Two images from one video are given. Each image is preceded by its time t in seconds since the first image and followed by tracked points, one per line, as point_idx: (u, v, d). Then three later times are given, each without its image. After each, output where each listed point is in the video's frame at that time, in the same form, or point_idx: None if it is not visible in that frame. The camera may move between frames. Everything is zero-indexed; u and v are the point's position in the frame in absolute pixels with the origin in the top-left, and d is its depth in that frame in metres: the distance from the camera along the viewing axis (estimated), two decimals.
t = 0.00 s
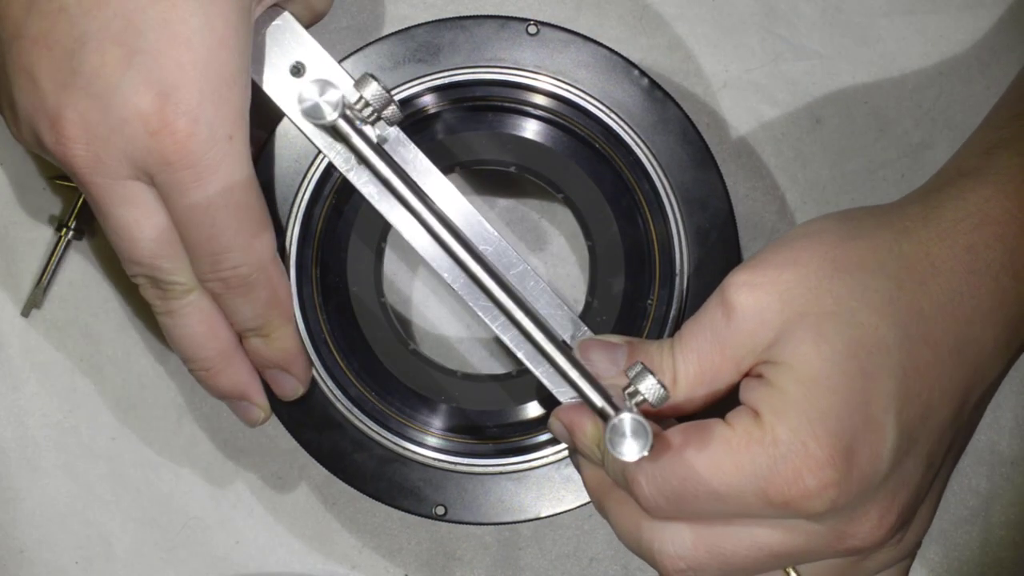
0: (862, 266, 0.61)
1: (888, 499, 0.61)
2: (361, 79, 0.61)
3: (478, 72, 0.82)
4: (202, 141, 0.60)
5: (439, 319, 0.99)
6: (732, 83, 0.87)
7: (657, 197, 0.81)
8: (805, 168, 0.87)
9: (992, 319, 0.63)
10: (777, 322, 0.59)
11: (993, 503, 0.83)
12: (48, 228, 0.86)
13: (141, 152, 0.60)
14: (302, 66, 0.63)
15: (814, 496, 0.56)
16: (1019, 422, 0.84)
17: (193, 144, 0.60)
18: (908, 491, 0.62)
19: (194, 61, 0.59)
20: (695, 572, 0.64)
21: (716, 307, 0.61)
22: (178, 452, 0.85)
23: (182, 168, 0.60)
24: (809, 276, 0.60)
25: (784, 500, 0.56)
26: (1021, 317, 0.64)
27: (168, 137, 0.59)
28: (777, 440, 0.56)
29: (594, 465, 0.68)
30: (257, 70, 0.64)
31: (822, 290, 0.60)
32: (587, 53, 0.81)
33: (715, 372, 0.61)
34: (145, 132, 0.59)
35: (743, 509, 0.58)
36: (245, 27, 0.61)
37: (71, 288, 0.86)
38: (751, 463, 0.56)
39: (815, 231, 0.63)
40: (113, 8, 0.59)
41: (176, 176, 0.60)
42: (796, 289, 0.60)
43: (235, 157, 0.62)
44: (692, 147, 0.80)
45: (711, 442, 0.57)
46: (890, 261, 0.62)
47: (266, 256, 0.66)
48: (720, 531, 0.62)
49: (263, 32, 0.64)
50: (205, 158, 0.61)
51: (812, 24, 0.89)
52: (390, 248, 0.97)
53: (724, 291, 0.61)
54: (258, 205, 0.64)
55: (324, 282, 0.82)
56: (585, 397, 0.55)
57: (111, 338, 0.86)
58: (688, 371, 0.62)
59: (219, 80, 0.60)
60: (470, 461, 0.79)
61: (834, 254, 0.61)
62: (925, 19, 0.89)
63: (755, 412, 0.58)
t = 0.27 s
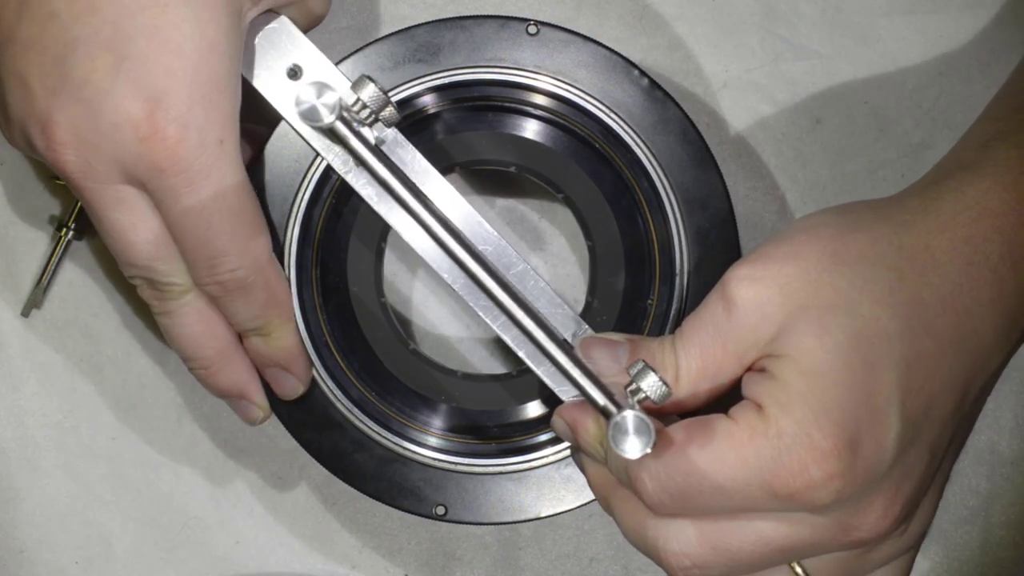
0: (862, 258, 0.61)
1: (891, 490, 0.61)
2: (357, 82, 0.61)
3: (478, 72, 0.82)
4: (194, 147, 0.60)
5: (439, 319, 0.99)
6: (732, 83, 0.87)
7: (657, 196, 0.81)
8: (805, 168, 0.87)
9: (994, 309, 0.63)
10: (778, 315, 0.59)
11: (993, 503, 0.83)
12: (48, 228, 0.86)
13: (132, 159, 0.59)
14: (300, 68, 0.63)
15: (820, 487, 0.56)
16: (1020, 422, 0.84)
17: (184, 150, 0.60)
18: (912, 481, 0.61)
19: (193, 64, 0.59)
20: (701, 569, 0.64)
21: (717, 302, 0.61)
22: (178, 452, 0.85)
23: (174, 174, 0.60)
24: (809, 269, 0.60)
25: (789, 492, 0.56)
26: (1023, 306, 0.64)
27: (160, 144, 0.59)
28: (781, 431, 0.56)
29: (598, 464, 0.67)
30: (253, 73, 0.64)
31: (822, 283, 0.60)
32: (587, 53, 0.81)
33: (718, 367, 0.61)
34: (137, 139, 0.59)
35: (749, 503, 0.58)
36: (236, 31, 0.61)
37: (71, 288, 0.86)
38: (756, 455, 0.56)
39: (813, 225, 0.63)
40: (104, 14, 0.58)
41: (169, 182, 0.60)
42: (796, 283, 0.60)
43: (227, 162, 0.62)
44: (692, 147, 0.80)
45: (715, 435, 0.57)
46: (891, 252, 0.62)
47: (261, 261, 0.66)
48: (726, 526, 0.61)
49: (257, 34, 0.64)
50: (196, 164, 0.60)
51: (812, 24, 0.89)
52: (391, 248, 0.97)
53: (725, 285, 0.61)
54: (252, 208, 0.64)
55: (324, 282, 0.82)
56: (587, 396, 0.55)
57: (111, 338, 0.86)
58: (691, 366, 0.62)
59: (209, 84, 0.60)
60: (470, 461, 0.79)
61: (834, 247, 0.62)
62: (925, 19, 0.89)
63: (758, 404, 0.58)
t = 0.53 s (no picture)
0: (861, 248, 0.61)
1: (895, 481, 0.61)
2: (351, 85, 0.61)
3: (478, 72, 0.82)
4: (186, 154, 0.59)
5: (439, 319, 0.99)
6: (732, 83, 0.87)
7: (656, 196, 0.81)
8: (805, 168, 0.87)
9: (996, 294, 0.63)
10: (778, 308, 0.59)
11: (993, 503, 0.83)
12: (48, 228, 0.86)
13: (123, 167, 0.58)
14: (294, 75, 0.62)
15: (824, 480, 0.57)
16: (1020, 422, 0.84)
17: (176, 157, 0.59)
18: (916, 471, 0.62)
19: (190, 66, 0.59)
20: (709, 565, 0.64)
21: (716, 294, 0.61)
22: (178, 452, 0.85)
23: (166, 182, 0.59)
24: (808, 261, 0.60)
25: (793, 485, 0.57)
26: (1023, 292, 0.64)
27: (152, 151, 0.58)
28: (785, 425, 0.57)
29: (604, 461, 0.67)
30: (245, 79, 0.63)
31: (821, 274, 0.60)
32: (587, 53, 0.81)
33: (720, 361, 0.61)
34: (127, 147, 0.58)
35: (755, 497, 0.58)
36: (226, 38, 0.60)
37: (71, 288, 0.86)
38: (761, 449, 0.57)
39: (810, 216, 0.63)
40: (95, 22, 0.58)
41: (161, 191, 0.59)
42: (796, 275, 0.60)
43: (219, 169, 0.61)
44: (692, 146, 0.80)
45: (718, 430, 0.58)
46: (890, 243, 0.62)
47: (256, 267, 0.65)
48: (732, 521, 0.61)
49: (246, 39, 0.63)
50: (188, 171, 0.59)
51: (812, 24, 0.89)
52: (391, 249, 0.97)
53: (724, 278, 0.61)
54: (246, 214, 0.63)
55: (324, 282, 0.82)
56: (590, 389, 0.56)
57: (111, 338, 0.86)
58: (692, 360, 0.61)
59: (201, 91, 0.59)
60: (470, 461, 0.79)
61: (832, 238, 0.62)
62: (925, 19, 0.89)
63: (762, 399, 0.58)
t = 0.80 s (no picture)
0: (862, 230, 0.61)
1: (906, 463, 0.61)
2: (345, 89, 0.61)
3: (477, 73, 0.82)
4: (175, 165, 0.58)
5: (440, 320, 0.99)
6: (732, 83, 0.87)
7: (656, 195, 0.81)
8: (806, 168, 0.86)
9: (1003, 268, 0.62)
10: (782, 293, 0.59)
11: (993, 503, 0.83)
12: (49, 228, 0.87)
13: (110, 181, 0.57)
14: (286, 83, 0.62)
15: (836, 465, 0.57)
16: (1019, 422, 0.84)
17: (165, 169, 0.58)
18: (925, 452, 0.62)
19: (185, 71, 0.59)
20: (725, 553, 0.64)
21: (720, 283, 0.61)
22: (177, 452, 0.85)
23: (156, 194, 0.58)
24: (809, 246, 0.60)
25: (804, 471, 0.57)
26: None
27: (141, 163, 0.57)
28: (793, 412, 0.57)
29: (615, 453, 0.68)
30: (236, 89, 0.62)
31: (823, 259, 0.60)
32: (587, 53, 0.81)
33: (726, 349, 0.61)
34: (115, 160, 0.57)
35: (767, 485, 0.58)
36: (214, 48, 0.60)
37: (71, 288, 0.86)
38: (769, 437, 0.57)
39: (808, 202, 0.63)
40: (81, 35, 0.57)
41: (150, 204, 0.58)
42: (798, 260, 0.60)
43: (210, 180, 0.60)
44: (692, 145, 0.79)
45: (727, 418, 0.58)
46: (891, 224, 0.61)
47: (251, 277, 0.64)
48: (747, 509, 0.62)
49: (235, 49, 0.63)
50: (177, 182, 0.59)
51: (812, 24, 0.89)
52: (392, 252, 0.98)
53: (726, 266, 0.61)
54: (238, 224, 0.63)
55: (324, 283, 0.83)
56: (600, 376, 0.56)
57: (111, 338, 0.86)
58: (698, 349, 0.62)
59: (188, 102, 0.59)
60: (472, 461, 0.79)
61: (832, 221, 0.62)
62: (925, 19, 0.89)
63: (768, 386, 0.58)
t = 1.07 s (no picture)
0: (861, 211, 0.62)
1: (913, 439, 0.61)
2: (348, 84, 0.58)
3: (473, 72, 0.82)
4: (164, 179, 0.58)
5: (440, 319, 0.99)
6: (732, 83, 0.88)
7: (656, 194, 0.81)
8: (806, 168, 0.86)
9: (1001, 243, 0.63)
10: (784, 275, 0.60)
11: (994, 503, 0.83)
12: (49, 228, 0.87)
13: (100, 197, 0.57)
14: (279, 91, 0.60)
15: (846, 446, 0.57)
16: (1019, 422, 0.84)
17: (154, 183, 0.58)
18: (935, 426, 0.62)
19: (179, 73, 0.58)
20: (739, 539, 0.64)
21: (722, 270, 0.62)
22: (177, 452, 0.85)
23: (146, 209, 0.58)
24: (810, 228, 0.61)
25: (814, 455, 0.57)
26: None
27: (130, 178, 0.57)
28: (800, 395, 0.57)
29: (626, 446, 0.68)
30: (229, 99, 0.61)
31: (824, 242, 0.61)
32: (584, 51, 0.81)
33: (732, 334, 0.62)
34: (105, 177, 0.57)
35: (777, 470, 0.58)
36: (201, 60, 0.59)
37: (71, 288, 0.86)
38: (778, 421, 0.57)
39: (805, 185, 0.64)
40: (68, 51, 0.56)
41: (141, 219, 0.58)
42: (800, 242, 0.61)
43: (201, 192, 0.60)
44: (691, 142, 0.80)
45: (735, 404, 0.57)
46: (890, 204, 0.62)
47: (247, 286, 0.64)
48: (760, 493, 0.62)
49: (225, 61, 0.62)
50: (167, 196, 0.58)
51: (812, 25, 0.89)
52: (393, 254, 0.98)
53: (727, 252, 0.62)
54: (231, 234, 0.63)
55: (325, 283, 0.82)
56: (615, 358, 0.53)
57: (111, 338, 0.86)
58: (703, 334, 0.62)
59: (175, 115, 0.58)
60: (478, 461, 0.79)
61: (831, 204, 0.62)
62: (925, 19, 0.89)
63: (774, 369, 0.58)
